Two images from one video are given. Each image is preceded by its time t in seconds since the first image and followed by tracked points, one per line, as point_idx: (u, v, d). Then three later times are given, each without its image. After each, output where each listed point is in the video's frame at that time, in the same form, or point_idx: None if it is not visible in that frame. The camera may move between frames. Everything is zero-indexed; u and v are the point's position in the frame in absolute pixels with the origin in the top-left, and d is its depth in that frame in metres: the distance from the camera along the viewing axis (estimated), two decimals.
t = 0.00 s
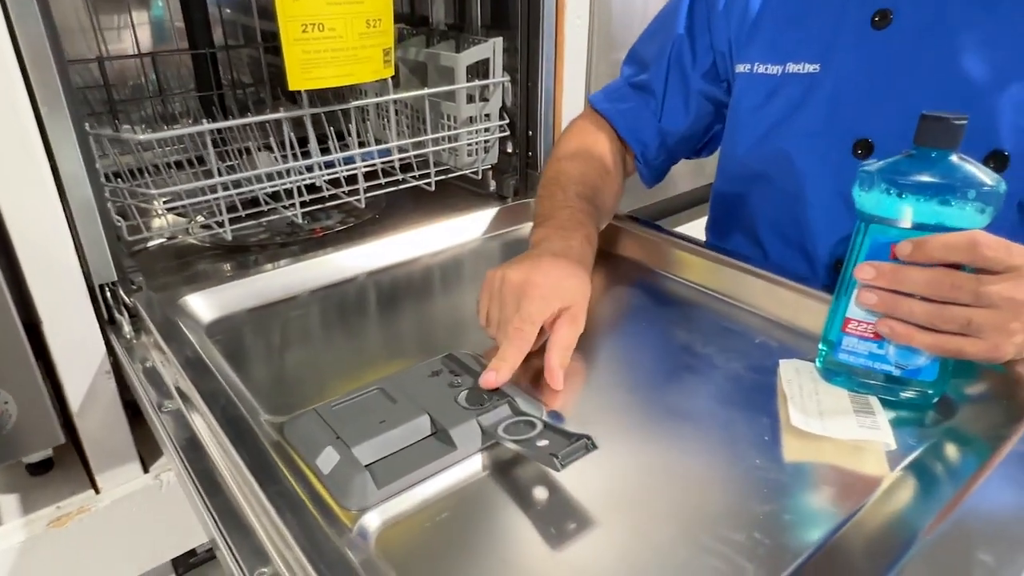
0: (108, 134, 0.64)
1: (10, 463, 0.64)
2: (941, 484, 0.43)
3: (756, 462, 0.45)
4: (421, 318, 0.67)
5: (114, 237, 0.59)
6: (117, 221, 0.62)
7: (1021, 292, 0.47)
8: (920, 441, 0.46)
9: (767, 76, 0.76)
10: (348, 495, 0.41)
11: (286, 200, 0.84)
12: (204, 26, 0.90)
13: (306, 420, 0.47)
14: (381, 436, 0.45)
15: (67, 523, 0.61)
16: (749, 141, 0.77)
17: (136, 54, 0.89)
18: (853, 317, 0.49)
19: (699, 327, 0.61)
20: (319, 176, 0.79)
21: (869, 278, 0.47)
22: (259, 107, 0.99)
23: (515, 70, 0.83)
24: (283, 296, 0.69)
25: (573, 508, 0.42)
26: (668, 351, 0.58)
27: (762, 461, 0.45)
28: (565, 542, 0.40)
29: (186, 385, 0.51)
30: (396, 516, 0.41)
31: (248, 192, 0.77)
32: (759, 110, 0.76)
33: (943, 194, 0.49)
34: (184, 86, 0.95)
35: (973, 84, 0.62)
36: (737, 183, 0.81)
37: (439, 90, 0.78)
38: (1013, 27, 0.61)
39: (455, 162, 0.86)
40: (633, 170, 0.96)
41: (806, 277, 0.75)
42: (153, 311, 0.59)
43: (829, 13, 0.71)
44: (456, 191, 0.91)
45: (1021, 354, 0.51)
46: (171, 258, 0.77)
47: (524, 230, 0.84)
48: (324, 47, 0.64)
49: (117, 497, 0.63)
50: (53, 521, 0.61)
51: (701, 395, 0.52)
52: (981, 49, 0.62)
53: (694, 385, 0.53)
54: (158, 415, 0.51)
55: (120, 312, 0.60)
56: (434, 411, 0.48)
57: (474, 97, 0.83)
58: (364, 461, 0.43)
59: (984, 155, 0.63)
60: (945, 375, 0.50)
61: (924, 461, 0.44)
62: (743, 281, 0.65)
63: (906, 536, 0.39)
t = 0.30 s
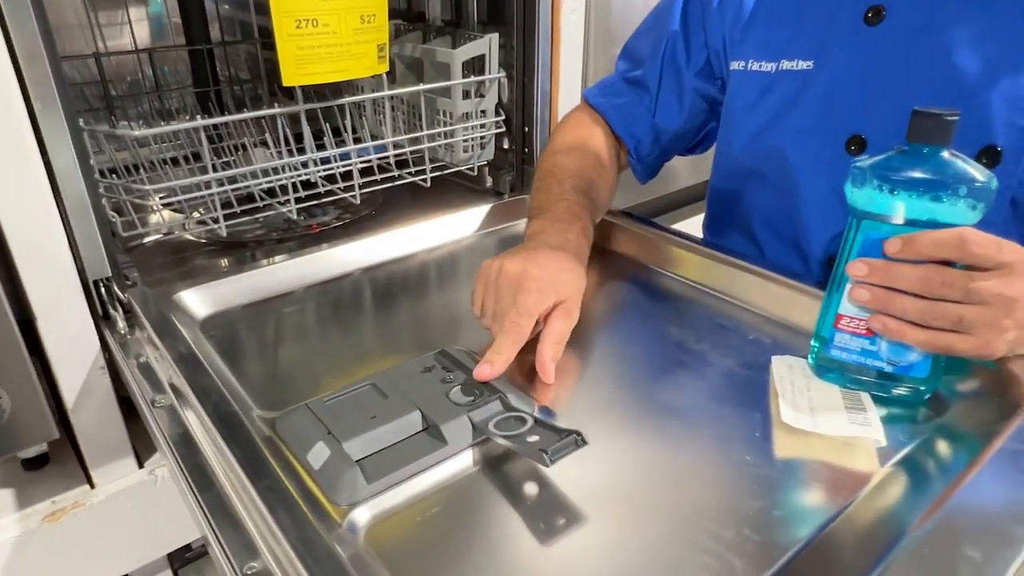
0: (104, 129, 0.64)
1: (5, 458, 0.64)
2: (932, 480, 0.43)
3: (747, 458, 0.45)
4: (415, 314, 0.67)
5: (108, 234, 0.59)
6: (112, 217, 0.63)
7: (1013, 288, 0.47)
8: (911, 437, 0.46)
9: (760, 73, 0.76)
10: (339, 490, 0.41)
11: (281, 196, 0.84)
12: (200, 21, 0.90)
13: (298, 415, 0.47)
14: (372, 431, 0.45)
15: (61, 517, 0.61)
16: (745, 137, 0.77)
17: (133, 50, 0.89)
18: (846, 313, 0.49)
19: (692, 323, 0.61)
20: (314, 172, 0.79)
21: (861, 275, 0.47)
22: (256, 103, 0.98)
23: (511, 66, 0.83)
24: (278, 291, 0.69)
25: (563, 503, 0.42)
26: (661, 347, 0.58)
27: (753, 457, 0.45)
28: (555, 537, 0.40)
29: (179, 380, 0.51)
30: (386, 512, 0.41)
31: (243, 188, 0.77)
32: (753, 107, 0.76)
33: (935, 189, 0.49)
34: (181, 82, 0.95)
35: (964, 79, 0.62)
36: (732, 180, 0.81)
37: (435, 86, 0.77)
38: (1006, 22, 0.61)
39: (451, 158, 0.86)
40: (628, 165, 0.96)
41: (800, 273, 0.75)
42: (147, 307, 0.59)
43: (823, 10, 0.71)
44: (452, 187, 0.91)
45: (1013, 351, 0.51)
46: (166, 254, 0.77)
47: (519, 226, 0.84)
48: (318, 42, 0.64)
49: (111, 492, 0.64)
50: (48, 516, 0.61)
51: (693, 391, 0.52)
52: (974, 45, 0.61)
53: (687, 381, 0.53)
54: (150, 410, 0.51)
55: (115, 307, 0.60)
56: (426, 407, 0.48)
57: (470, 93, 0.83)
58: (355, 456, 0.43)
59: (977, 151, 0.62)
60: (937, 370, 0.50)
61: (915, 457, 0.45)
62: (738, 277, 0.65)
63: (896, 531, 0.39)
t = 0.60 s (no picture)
0: (101, 127, 0.63)
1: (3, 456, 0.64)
2: (927, 479, 0.43)
3: (741, 456, 0.45)
4: (413, 312, 0.67)
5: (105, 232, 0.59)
6: (109, 215, 0.63)
7: (1009, 288, 0.47)
8: (906, 436, 0.46)
9: (758, 73, 0.75)
10: (333, 488, 0.41)
11: (279, 194, 0.84)
12: (199, 19, 0.90)
13: (293, 413, 0.47)
14: (367, 430, 0.45)
15: (59, 515, 0.61)
16: (743, 137, 0.77)
17: (132, 48, 0.89)
18: (841, 313, 0.49)
19: (689, 323, 0.61)
20: (311, 171, 0.79)
21: (856, 275, 0.47)
22: (254, 101, 0.98)
23: (509, 65, 0.84)
24: (275, 289, 0.69)
25: (556, 502, 0.42)
26: (658, 346, 0.58)
27: (747, 455, 0.45)
28: (547, 535, 0.40)
29: (174, 379, 0.51)
30: (381, 510, 0.42)
31: (241, 186, 0.77)
32: (751, 107, 0.76)
33: (931, 189, 0.49)
34: (180, 80, 0.96)
35: (962, 79, 0.61)
36: (730, 180, 0.81)
37: (433, 84, 0.77)
38: (1004, 21, 0.61)
39: (449, 157, 0.86)
40: (626, 165, 0.96)
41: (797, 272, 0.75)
42: (143, 306, 0.59)
43: (821, 10, 0.70)
44: (450, 186, 0.91)
45: (1009, 350, 0.50)
46: (163, 252, 0.77)
47: (517, 224, 0.84)
48: (315, 41, 0.64)
49: (109, 489, 0.64)
50: (45, 514, 0.61)
51: (688, 391, 0.52)
52: (972, 44, 0.61)
53: (683, 381, 0.53)
54: (146, 409, 0.51)
55: (111, 305, 0.59)
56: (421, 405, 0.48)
57: (468, 92, 0.83)
58: (350, 455, 0.43)
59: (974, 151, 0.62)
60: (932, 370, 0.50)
61: (909, 456, 0.45)
62: (734, 276, 0.65)
63: (888, 529, 0.39)
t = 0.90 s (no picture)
0: (101, 124, 0.63)
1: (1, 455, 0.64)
2: (927, 477, 0.42)
3: (741, 454, 0.45)
4: (412, 311, 0.67)
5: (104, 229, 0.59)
6: (109, 212, 0.63)
7: (1010, 288, 0.47)
8: (906, 435, 0.46)
9: (760, 71, 0.75)
10: (332, 486, 0.41)
11: (279, 192, 0.84)
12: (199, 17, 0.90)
13: (292, 411, 0.47)
14: (367, 428, 0.45)
15: (58, 513, 0.61)
16: (744, 135, 0.77)
17: (131, 46, 0.89)
18: (841, 311, 0.49)
19: (690, 321, 0.61)
20: (311, 169, 0.79)
21: (856, 275, 0.47)
22: (254, 100, 0.98)
23: (509, 63, 0.83)
24: (275, 287, 0.69)
25: (556, 500, 0.42)
26: (658, 345, 0.58)
27: (747, 454, 0.45)
28: (547, 534, 0.40)
29: (174, 377, 0.51)
30: (379, 508, 0.41)
31: (240, 184, 0.77)
32: (752, 105, 0.76)
33: (932, 187, 0.48)
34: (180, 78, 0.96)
35: (963, 78, 0.61)
36: (730, 178, 0.81)
37: (433, 82, 0.77)
38: (1006, 20, 0.60)
39: (449, 155, 0.86)
40: (627, 164, 0.96)
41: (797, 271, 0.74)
42: (143, 304, 0.59)
43: (822, 8, 0.70)
44: (450, 184, 0.91)
45: (1009, 349, 0.50)
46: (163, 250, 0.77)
47: (517, 223, 0.84)
48: (314, 39, 0.64)
49: (108, 488, 0.64)
50: (44, 512, 0.61)
51: (689, 389, 0.52)
52: (973, 43, 0.61)
53: (683, 379, 0.53)
54: (145, 407, 0.51)
55: (111, 304, 0.59)
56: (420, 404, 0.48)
57: (468, 90, 0.83)
58: (348, 453, 0.43)
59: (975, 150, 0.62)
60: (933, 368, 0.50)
61: (909, 454, 0.44)
62: (735, 275, 0.65)
63: (889, 528, 0.39)
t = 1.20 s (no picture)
0: (99, 125, 0.64)
1: None
2: (921, 478, 0.43)
3: (736, 455, 0.45)
4: (410, 312, 0.67)
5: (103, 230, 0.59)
6: (107, 213, 0.63)
7: (1003, 289, 0.47)
8: (900, 436, 0.46)
9: (757, 72, 0.75)
10: (329, 486, 0.41)
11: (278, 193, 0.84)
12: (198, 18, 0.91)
13: (289, 412, 0.47)
14: (363, 429, 0.45)
15: (56, 513, 0.61)
16: (742, 136, 0.77)
17: (131, 47, 0.89)
18: (836, 313, 0.49)
19: (686, 322, 0.61)
20: (310, 171, 0.79)
21: (849, 277, 0.47)
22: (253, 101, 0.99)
23: (507, 64, 0.84)
24: (274, 288, 0.70)
25: (551, 500, 0.42)
26: (655, 346, 0.58)
27: (742, 454, 0.46)
28: (542, 534, 0.40)
29: (172, 377, 0.52)
30: (376, 509, 0.42)
31: (239, 185, 0.78)
32: (750, 107, 0.76)
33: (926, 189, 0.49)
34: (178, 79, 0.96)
35: (960, 79, 0.61)
36: (728, 179, 0.81)
37: (431, 84, 0.78)
38: (1004, 21, 0.60)
39: (447, 156, 0.86)
40: (624, 163, 0.96)
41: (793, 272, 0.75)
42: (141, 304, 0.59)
43: (820, 11, 0.70)
44: (448, 185, 0.91)
45: (1004, 349, 0.50)
46: (161, 250, 0.77)
47: (515, 224, 0.84)
48: (312, 40, 0.64)
49: (106, 488, 0.64)
50: (43, 512, 0.61)
51: (685, 390, 0.52)
52: (970, 44, 0.61)
53: (679, 380, 0.53)
54: (142, 407, 0.51)
55: (109, 305, 0.60)
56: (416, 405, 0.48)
57: (466, 91, 0.83)
58: (345, 454, 0.43)
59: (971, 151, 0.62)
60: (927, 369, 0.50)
61: (903, 455, 0.45)
62: (732, 277, 0.65)
63: (883, 528, 0.39)
